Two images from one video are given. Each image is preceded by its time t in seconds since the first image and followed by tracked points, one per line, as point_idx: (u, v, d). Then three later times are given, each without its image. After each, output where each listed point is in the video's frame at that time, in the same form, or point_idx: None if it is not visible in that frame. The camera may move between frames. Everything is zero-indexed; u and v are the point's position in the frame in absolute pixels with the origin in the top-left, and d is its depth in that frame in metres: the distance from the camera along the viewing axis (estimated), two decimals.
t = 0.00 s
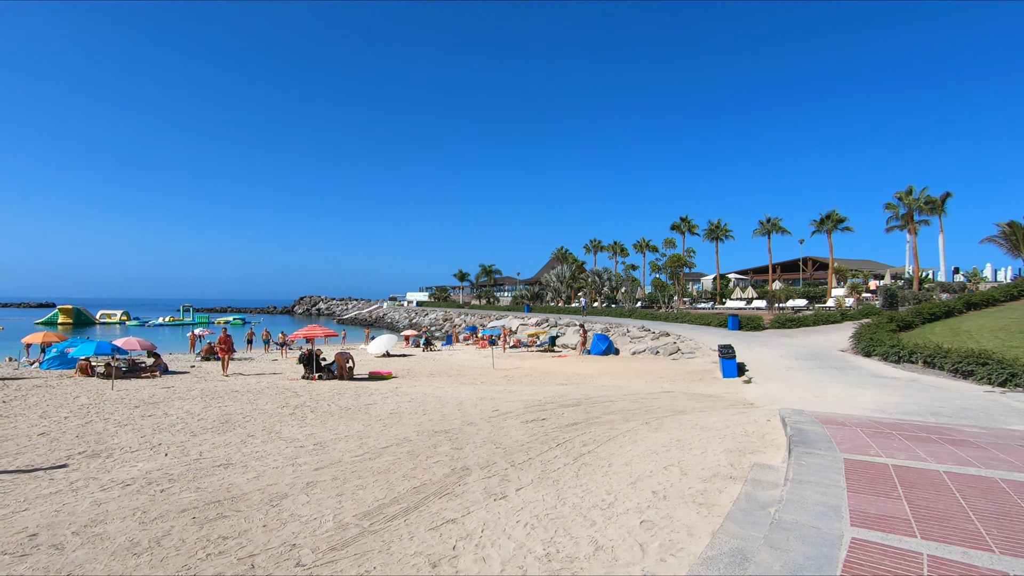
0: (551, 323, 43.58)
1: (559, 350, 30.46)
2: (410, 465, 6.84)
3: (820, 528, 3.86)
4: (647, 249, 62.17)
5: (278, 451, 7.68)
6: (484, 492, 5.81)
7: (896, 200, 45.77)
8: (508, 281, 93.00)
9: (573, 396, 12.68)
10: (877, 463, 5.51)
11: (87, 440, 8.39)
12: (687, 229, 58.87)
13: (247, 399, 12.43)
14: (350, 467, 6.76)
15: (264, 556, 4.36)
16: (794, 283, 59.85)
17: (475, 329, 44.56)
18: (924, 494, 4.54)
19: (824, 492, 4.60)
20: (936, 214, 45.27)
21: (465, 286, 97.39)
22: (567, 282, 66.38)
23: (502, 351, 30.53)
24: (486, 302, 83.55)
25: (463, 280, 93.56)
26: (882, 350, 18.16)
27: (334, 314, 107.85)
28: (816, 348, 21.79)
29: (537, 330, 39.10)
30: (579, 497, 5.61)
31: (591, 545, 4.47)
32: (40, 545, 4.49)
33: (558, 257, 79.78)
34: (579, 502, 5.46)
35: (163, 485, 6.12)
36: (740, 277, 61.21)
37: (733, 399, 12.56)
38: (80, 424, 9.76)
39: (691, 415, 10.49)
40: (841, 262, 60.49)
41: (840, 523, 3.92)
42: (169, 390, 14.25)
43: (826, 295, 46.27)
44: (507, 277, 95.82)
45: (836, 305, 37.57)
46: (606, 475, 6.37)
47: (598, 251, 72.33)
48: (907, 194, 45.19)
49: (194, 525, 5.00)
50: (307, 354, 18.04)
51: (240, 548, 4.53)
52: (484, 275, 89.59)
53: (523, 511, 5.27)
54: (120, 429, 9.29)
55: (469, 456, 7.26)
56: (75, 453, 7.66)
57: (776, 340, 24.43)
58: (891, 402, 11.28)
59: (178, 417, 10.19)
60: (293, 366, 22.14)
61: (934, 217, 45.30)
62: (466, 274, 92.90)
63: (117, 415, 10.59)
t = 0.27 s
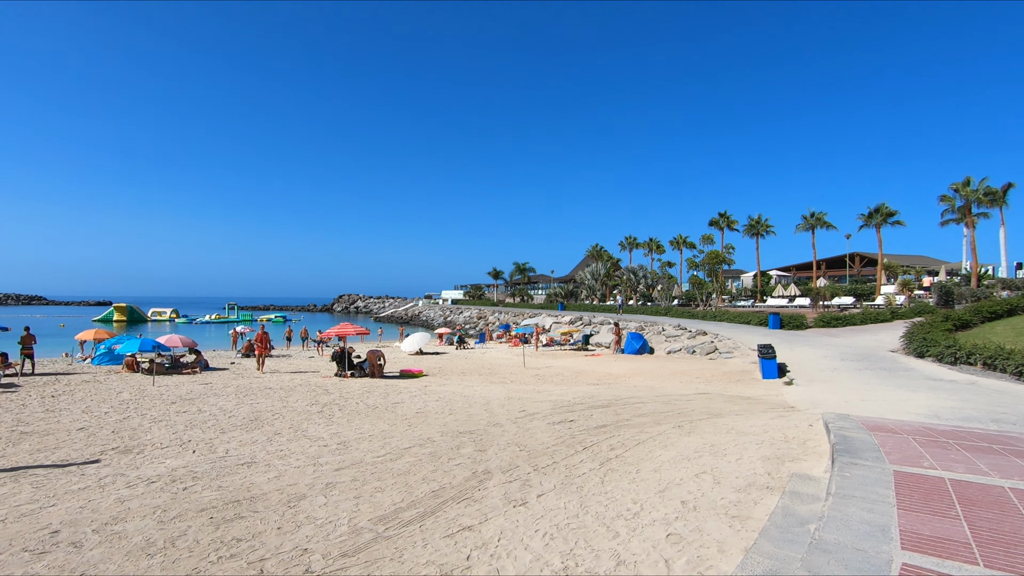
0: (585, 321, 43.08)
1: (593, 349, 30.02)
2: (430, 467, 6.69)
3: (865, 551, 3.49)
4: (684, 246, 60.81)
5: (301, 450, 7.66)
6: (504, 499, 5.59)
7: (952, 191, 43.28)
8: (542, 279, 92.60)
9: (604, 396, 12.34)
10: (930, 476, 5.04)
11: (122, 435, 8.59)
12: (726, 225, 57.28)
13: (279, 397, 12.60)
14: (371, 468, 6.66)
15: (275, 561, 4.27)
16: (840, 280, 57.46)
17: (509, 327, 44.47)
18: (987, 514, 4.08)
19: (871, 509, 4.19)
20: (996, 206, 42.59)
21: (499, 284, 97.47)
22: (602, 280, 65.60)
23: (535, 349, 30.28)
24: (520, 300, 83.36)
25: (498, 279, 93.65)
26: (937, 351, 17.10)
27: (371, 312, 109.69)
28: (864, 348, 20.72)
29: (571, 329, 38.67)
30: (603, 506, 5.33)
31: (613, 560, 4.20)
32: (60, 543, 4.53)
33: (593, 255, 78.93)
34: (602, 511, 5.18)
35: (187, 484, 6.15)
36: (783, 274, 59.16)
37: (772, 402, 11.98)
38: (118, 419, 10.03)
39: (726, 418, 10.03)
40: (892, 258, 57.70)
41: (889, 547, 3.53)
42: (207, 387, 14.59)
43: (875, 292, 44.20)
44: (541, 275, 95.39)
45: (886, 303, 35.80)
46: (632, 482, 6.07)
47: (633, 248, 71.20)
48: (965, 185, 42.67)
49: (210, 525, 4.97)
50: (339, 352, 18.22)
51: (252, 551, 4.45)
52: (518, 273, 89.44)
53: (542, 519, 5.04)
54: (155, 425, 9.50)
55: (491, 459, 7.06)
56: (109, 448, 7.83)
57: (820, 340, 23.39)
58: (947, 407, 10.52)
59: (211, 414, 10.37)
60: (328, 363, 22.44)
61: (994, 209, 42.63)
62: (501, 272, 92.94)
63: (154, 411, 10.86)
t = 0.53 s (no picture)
0: (619, 319, 42.40)
1: (626, 347, 29.46)
2: (450, 467, 6.51)
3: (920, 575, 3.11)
4: (722, 241, 59.18)
5: (324, 447, 7.60)
6: (524, 502, 5.36)
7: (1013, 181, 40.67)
8: (576, 277, 91.83)
9: (635, 396, 11.96)
10: (994, 489, 4.55)
11: (155, 430, 8.75)
12: (766, 220, 55.45)
13: (309, 393, 12.70)
14: (390, 467, 6.53)
15: (283, 562, 4.15)
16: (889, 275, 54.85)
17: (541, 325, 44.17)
18: None
19: (925, 526, 3.78)
20: None
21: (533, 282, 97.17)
22: (637, 277, 64.55)
23: (567, 347, 29.92)
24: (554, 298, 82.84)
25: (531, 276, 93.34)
26: (997, 351, 15.97)
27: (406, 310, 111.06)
28: (915, 347, 19.59)
29: (604, 326, 38.11)
30: (628, 512, 5.04)
31: (635, 572, 3.92)
32: (78, 538, 4.54)
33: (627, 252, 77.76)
34: (626, 519, 4.88)
35: (209, 479, 6.15)
36: (827, 270, 56.88)
37: (814, 403, 11.36)
38: (152, 414, 10.26)
39: (764, 420, 9.52)
40: (946, 253, 54.71)
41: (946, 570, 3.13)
42: (241, 382, 14.88)
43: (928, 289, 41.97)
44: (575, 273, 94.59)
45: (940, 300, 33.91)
46: (660, 487, 5.74)
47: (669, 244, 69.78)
48: None
49: (225, 523, 4.91)
50: (370, 349, 18.33)
51: (263, 552, 4.36)
52: (552, 271, 88.93)
53: (562, 526, 4.78)
54: (186, 420, 9.66)
55: (513, 460, 6.83)
56: (139, 443, 7.97)
57: (867, 339, 22.26)
58: (1009, 411, 9.73)
59: (241, 410, 10.50)
60: (360, 360, 22.66)
61: None
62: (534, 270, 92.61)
63: (188, 406, 11.08)
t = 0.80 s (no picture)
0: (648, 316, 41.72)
1: (654, 345, 28.91)
2: (463, 470, 6.34)
3: None
4: (756, 236, 57.63)
5: (339, 447, 7.54)
6: (536, 510, 5.15)
7: None
8: (605, 273, 90.88)
9: (660, 397, 11.60)
10: None
11: (178, 426, 8.87)
12: (802, 214, 53.70)
13: (331, 390, 12.76)
14: (403, 469, 6.40)
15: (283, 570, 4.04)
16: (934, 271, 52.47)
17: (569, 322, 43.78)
18: None
19: (973, 552, 3.43)
20: None
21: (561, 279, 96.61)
22: (667, 273, 63.45)
23: (594, 345, 29.51)
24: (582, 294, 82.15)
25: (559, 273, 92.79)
26: None
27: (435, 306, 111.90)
28: (962, 347, 18.58)
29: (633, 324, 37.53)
30: (645, 524, 4.78)
31: None
32: (87, 537, 4.54)
33: (657, 248, 76.52)
34: (643, 531, 4.62)
35: (222, 479, 6.13)
36: (867, 266, 54.78)
37: (851, 407, 10.81)
38: (178, 410, 10.41)
39: (796, 425, 9.07)
40: (996, 248, 52.00)
41: None
42: (267, 378, 15.08)
43: (976, 285, 39.95)
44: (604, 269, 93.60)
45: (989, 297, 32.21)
46: (681, 497, 5.45)
47: (700, 240, 68.37)
48: None
49: (232, 525, 4.86)
50: (394, 346, 18.37)
51: (265, 557, 4.26)
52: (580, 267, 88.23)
53: (574, 537, 4.55)
54: (209, 416, 9.77)
55: (529, 464, 6.62)
56: (161, 439, 8.06)
57: (909, 338, 21.25)
58: None
59: (263, 407, 10.58)
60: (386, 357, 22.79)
61: None
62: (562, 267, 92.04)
63: (213, 403, 11.24)
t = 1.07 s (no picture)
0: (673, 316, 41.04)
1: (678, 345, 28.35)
2: (469, 474, 6.16)
3: None
4: (785, 234, 56.14)
5: (347, 447, 7.44)
6: (541, 516, 4.95)
7: None
8: (630, 272, 89.89)
9: (681, 398, 11.25)
10: None
11: (193, 425, 8.93)
12: (834, 210, 52.13)
13: (348, 389, 12.76)
14: (409, 471, 6.26)
15: None
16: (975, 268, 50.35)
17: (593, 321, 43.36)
18: None
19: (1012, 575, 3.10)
20: None
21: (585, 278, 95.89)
22: (693, 272, 62.37)
23: (617, 345, 29.10)
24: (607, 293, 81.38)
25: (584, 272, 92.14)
26: None
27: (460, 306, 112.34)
28: (1004, 347, 17.68)
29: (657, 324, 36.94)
30: (654, 533, 4.53)
31: None
32: (85, 538, 4.51)
33: (683, 246, 75.32)
34: (651, 542, 4.37)
35: (228, 479, 6.09)
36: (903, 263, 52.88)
37: (883, 410, 10.29)
38: (195, 409, 10.51)
39: (822, 428, 8.64)
40: None
41: None
42: (287, 377, 15.19)
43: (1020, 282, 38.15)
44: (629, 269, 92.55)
45: None
46: (695, 505, 5.17)
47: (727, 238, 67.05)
48: None
49: (230, 528, 4.78)
50: (413, 346, 18.35)
51: (257, 562, 4.15)
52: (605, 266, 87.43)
53: (577, 546, 4.33)
54: (225, 415, 9.82)
55: (537, 467, 6.41)
56: (175, 438, 8.11)
57: (948, 337, 20.34)
58: None
59: (279, 406, 10.60)
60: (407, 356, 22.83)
61: None
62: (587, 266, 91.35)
63: (230, 402, 11.32)
